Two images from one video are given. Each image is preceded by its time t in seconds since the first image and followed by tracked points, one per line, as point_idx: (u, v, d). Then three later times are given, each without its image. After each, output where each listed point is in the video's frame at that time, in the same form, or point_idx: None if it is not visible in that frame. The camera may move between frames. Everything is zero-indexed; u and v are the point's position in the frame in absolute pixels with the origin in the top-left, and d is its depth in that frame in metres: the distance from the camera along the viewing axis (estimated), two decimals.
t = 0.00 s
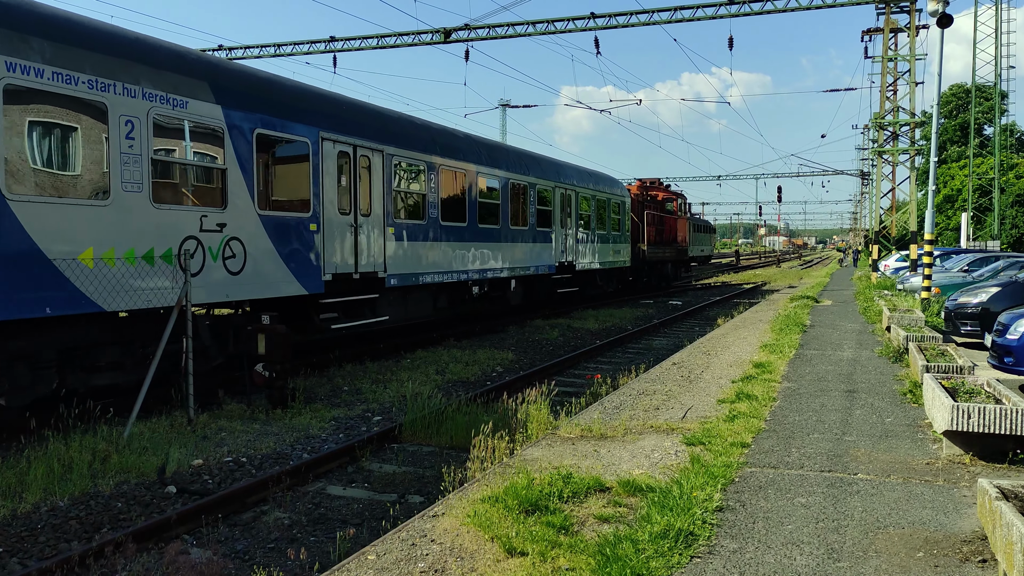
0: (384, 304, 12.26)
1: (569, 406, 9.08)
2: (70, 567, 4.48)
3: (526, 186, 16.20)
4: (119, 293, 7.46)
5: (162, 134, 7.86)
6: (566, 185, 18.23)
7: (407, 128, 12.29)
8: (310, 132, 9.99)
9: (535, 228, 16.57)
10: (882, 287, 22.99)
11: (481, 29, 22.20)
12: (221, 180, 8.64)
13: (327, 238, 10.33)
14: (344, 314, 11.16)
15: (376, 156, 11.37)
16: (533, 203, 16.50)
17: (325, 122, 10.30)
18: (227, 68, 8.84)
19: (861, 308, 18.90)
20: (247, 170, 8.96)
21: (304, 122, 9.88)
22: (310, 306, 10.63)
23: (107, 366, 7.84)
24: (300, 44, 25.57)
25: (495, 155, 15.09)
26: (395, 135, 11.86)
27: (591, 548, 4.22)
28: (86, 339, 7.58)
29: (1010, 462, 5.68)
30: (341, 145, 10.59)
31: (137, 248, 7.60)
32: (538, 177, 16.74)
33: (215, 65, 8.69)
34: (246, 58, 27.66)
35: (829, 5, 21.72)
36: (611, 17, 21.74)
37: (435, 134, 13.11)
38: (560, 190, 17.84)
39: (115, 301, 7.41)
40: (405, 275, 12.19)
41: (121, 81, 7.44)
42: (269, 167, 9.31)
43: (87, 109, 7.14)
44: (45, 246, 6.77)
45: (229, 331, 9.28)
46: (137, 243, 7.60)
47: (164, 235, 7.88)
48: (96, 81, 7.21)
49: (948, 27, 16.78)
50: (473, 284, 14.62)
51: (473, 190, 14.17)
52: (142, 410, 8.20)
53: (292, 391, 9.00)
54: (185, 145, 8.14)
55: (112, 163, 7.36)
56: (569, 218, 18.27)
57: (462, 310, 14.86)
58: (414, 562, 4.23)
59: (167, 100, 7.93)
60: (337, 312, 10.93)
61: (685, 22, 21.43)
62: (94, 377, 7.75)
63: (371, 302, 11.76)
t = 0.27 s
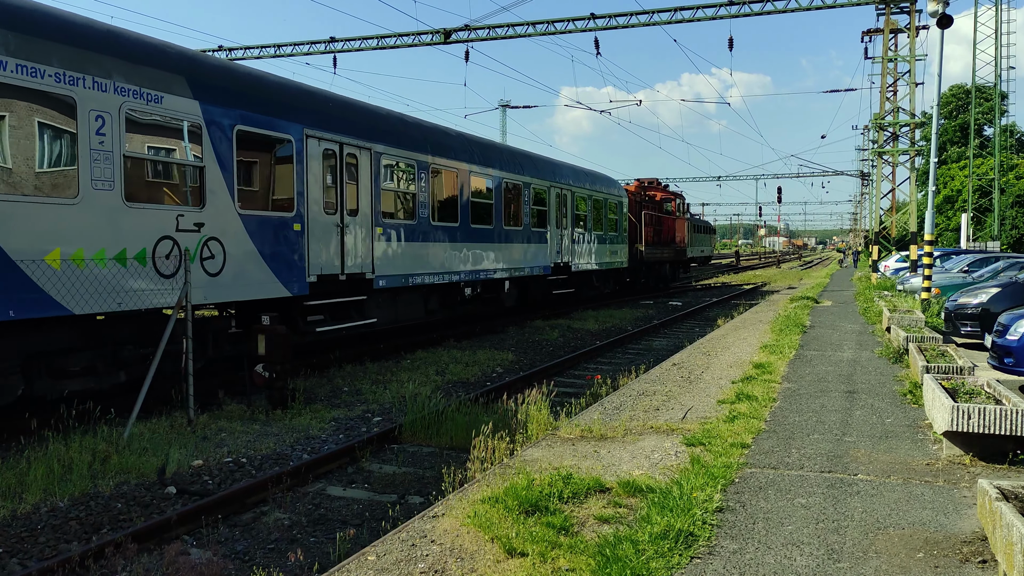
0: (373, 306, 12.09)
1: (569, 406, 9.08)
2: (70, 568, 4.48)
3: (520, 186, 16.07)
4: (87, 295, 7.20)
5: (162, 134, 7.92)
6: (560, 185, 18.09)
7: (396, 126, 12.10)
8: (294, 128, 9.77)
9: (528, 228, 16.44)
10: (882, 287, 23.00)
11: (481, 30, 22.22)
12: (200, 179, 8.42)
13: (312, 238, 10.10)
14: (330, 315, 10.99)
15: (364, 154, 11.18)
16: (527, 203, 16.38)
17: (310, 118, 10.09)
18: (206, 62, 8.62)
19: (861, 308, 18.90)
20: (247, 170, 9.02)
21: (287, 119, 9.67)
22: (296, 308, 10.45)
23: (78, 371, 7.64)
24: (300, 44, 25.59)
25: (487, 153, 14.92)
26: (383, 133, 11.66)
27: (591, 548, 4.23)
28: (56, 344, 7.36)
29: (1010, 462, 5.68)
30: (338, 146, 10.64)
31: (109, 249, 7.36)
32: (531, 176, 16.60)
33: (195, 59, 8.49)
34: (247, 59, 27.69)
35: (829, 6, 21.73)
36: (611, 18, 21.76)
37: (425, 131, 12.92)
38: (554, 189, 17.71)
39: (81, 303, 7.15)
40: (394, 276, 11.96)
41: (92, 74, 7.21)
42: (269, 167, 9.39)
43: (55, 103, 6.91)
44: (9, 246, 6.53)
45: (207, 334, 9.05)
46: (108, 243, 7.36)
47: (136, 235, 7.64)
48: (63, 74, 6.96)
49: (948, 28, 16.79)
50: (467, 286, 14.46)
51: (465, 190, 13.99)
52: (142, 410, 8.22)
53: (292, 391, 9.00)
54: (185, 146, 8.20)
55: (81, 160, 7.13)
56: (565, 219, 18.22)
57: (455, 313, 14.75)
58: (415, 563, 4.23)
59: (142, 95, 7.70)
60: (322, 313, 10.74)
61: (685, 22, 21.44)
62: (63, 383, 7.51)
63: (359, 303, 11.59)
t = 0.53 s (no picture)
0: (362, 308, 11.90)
1: (569, 406, 9.09)
2: (71, 568, 4.48)
3: (514, 185, 15.93)
4: (57, 297, 6.95)
5: (162, 134, 7.96)
6: (554, 184, 17.93)
7: (385, 123, 11.87)
8: (277, 125, 9.53)
9: (522, 229, 16.28)
10: (882, 287, 23.00)
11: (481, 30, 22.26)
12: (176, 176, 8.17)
13: (296, 239, 9.85)
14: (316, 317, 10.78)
15: (352, 152, 10.96)
16: (521, 203, 16.23)
17: (294, 115, 9.86)
18: (183, 57, 8.39)
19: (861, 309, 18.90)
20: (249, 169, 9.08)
21: (270, 115, 9.43)
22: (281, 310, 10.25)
23: (47, 377, 7.28)
24: (301, 44, 25.64)
25: (480, 152, 14.72)
26: (371, 130, 11.43)
27: (591, 549, 4.23)
28: (20, 348, 7.04)
29: (1010, 463, 5.68)
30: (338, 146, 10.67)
31: (76, 249, 7.10)
32: (524, 175, 16.43)
33: (172, 53, 8.27)
34: (248, 59, 27.74)
35: (829, 6, 21.74)
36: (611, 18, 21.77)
37: (415, 129, 12.70)
38: (549, 188, 17.55)
39: (49, 308, 6.89)
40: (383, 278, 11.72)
41: (59, 67, 6.94)
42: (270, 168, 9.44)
43: (22, 97, 6.66)
44: None
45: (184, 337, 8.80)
46: (75, 243, 7.10)
47: (107, 235, 7.39)
48: (29, 66, 6.69)
49: (948, 28, 16.79)
50: (459, 288, 14.28)
51: (457, 189, 13.77)
52: (143, 410, 8.21)
53: (292, 391, 9.00)
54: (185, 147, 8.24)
55: (48, 157, 6.87)
56: (561, 219, 18.15)
57: (448, 314, 14.59)
58: (415, 563, 4.23)
59: (113, 89, 7.45)
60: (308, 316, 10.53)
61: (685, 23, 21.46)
62: (29, 389, 7.14)
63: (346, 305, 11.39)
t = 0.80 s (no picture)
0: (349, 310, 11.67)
1: (569, 407, 9.09)
2: (70, 568, 4.48)
3: (508, 185, 15.81)
4: (26, 297, 6.79)
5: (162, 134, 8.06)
6: (547, 184, 17.79)
7: (373, 120, 11.69)
8: (258, 121, 9.36)
9: (516, 228, 16.13)
10: (882, 288, 23.01)
11: (481, 31, 22.27)
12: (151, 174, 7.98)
13: (279, 238, 9.66)
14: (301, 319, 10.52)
15: (337, 149, 10.73)
16: (514, 203, 16.10)
17: (277, 112, 9.69)
18: (159, 51, 8.24)
19: (860, 309, 18.91)
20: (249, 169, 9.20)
21: (251, 111, 9.27)
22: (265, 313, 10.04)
23: (12, 383, 7.15)
24: (301, 45, 25.66)
25: (472, 150, 14.55)
26: (359, 127, 11.25)
27: (591, 549, 4.23)
28: None
29: (1010, 463, 5.68)
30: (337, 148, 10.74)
31: (42, 249, 6.92)
32: (518, 174, 16.27)
33: (145, 46, 8.10)
34: (248, 60, 27.79)
35: (829, 7, 21.75)
36: (611, 19, 21.78)
37: (405, 126, 12.52)
38: (543, 187, 17.41)
39: (14, 311, 6.69)
40: (369, 279, 11.47)
41: (24, 59, 6.77)
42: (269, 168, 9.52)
43: None
44: None
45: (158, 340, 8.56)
46: (41, 243, 6.91)
47: (76, 235, 7.21)
48: None
49: (947, 29, 16.79)
50: (450, 289, 14.09)
51: (448, 187, 13.58)
52: (143, 411, 8.20)
53: (292, 392, 8.98)
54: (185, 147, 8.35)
55: (12, 153, 6.69)
56: (556, 219, 18.09)
57: (439, 315, 14.41)
58: (414, 564, 4.23)
59: (83, 83, 7.29)
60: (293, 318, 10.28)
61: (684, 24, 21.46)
62: None
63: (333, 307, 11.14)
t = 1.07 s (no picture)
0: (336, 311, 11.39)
1: (569, 407, 9.10)
2: (70, 569, 4.48)
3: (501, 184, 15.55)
4: None
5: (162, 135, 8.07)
6: (541, 182, 17.56)
7: (361, 116, 11.39)
8: (238, 117, 9.05)
9: (509, 228, 15.91)
10: (881, 288, 23.03)
11: (481, 31, 22.30)
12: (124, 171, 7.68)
13: (260, 238, 9.35)
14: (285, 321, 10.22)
15: (322, 146, 10.42)
16: (507, 203, 15.90)
17: (258, 107, 9.38)
18: (133, 43, 7.91)
19: (860, 309, 18.92)
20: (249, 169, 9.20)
21: (230, 106, 8.95)
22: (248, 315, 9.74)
23: None
24: (301, 45, 25.69)
25: (464, 149, 14.29)
26: (346, 124, 10.94)
27: (590, 549, 4.23)
28: None
29: (1010, 463, 5.69)
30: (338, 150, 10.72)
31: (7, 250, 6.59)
32: (511, 174, 16.03)
33: (119, 38, 7.77)
34: (248, 60, 27.82)
35: (828, 7, 21.77)
36: (610, 19, 21.80)
37: (394, 123, 12.22)
38: (537, 186, 17.18)
39: (14, 311, 6.68)
40: (356, 279, 11.15)
41: None
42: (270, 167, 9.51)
43: None
44: None
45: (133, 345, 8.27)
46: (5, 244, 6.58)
47: (46, 233, 6.92)
48: None
49: (947, 29, 16.79)
50: (442, 290, 13.82)
51: (439, 186, 13.30)
52: (142, 411, 8.19)
53: (292, 392, 8.98)
54: (185, 147, 8.37)
55: None
56: (551, 219, 17.97)
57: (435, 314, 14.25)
58: (414, 564, 4.23)
59: (50, 77, 6.98)
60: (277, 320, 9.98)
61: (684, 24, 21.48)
62: None
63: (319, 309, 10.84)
